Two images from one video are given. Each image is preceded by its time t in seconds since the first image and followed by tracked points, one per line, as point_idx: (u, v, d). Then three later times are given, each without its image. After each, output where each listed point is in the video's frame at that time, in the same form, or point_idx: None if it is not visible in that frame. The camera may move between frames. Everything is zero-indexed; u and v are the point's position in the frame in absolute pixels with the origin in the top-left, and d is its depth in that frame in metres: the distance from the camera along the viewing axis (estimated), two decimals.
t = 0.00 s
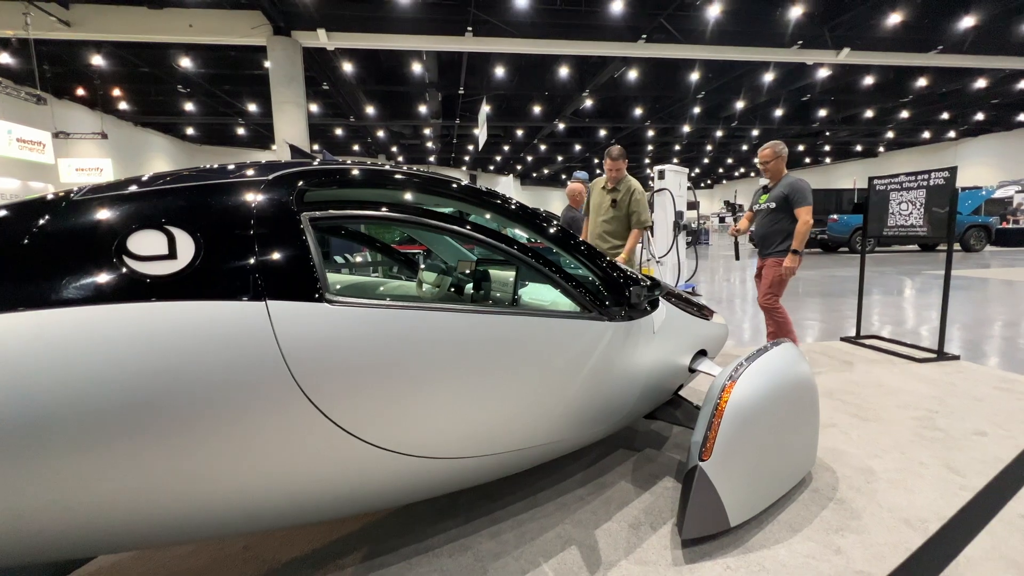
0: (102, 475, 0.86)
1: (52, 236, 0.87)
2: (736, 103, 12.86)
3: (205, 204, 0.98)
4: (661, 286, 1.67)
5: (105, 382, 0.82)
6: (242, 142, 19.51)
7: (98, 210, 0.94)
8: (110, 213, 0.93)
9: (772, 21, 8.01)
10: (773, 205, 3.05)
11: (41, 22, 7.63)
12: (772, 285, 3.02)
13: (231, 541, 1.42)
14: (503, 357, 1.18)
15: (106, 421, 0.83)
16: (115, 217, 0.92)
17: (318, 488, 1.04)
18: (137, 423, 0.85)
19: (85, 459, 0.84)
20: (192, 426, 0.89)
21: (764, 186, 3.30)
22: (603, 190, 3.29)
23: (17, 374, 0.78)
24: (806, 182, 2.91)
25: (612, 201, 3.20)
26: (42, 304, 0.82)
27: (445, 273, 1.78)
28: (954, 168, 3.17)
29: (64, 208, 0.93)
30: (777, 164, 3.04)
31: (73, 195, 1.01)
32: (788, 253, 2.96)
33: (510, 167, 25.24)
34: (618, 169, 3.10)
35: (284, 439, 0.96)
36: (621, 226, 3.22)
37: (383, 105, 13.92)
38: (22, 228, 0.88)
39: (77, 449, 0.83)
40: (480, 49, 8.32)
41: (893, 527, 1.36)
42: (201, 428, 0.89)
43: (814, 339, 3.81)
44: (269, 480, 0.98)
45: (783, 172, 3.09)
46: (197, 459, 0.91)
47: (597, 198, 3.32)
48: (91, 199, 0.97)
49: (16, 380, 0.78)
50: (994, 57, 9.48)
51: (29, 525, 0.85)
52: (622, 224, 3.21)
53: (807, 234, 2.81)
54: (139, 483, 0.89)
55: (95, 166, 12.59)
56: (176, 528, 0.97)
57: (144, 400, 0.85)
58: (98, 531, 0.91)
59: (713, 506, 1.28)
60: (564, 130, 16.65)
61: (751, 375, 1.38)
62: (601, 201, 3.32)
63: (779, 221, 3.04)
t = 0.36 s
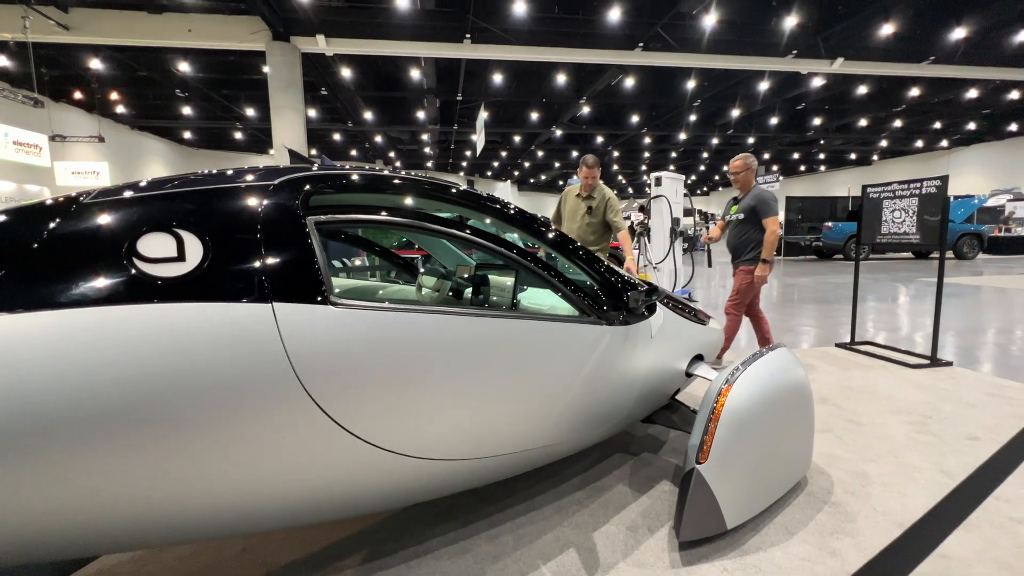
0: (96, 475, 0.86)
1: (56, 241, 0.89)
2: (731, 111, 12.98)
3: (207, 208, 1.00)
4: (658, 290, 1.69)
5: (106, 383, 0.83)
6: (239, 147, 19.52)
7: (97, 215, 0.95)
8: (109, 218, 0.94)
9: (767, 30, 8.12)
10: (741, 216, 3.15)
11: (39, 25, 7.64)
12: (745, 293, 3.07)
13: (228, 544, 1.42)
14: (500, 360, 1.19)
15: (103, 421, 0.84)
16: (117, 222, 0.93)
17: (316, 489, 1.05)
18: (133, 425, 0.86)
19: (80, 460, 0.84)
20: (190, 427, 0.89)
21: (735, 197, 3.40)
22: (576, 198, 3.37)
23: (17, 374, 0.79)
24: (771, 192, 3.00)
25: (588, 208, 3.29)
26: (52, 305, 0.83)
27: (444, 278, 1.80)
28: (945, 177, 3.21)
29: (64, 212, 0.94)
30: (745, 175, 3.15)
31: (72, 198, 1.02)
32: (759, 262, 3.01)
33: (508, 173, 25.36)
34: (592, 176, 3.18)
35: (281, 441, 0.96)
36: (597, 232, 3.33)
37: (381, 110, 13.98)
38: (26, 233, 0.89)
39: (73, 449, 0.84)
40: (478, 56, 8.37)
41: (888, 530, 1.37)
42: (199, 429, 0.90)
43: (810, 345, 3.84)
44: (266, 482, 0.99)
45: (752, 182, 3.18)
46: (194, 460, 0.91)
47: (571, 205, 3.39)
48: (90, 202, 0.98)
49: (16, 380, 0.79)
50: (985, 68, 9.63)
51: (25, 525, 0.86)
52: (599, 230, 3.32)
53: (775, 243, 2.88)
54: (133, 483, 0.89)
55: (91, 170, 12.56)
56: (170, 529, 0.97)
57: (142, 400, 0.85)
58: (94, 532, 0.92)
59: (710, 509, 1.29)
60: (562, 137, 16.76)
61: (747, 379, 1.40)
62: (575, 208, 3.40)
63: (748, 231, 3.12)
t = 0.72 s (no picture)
0: (95, 476, 0.88)
1: (75, 248, 0.92)
2: (728, 119, 13.11)
3: (221, 212, 1.03)
4: (659, 295, 1.71)
5: (117, 384, 0.85)
6: (238, 151, 19.57)
7: (104, 222, 0.97)
8: (115, 224, 0.97)
9: (764, 40, 8.22)
10: (714, 222, 3.32)
11: (39, 29, 7.68)
12: (717, 296, 3.25)
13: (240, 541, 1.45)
14: (502, 362, 1.21)
15: (102, 422, 0.85)
16: (131, 228, 0.96)
17: (321, 488, 1.06)
18: (134, 425, 0.87)
19: (79, 460, 0.86)
20: (195, 428, 0.91)
21: (707, 204, 3.58)
22: (570, 204, 3.41)
23: (24, 375, 0.81)
24: (742, 201, 3.18)
25: (585, 214, 3.34)
26: (77, 306, 0.86)
27: (447, 282, 1.84)
28: (939, 185, 3.28)
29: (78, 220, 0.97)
30: (718, 184, 3.30)
31: (76, 207, 1.04)
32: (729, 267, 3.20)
33: (506, 178, 25.49)
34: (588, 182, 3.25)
35: (285, 441, 0.98)
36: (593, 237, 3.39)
37: (380, 116, 14.06)
38: (45, 240, 0.92)
39: (73, 450, 0.85)
40: (477, 62, 8.44)
41: (884, 531, 1.40)
42: (205, 429, 0.92)
43: (806, 350, 3.88)
44: (268, 482, 1.00)
45: (724, 191, 3.34)
46: (195, 460, 0.93)
47: (566, 211, 3.42)
48: (100, 211, 1.01)
49: (22, 383, 0.81)
50: (978, 77, 9.77)
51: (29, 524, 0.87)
52: (595, 234, 3.40)
53: (742, 249, 3.05)
54: (134, 484, 0.90)
55: (89, 173, 12.57)
56: (173, 527, 0.98)
57: (148, 401, 0.87)
58: (104, 528, 0.93)
59: (711, 509, 1.32)
60: (559, 143, 16.88)
61: (746, 382, 1.43)
62: (568, 214, 3.43)
63: (720, 237, 3.30)
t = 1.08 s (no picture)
0: (95, 474, 0.89)
1: (92, 253, 0.93)
2: (726, 124, 13.22)
3: (235, 213, 1.06)
4: (662, 297, 1.75)
5: (130, 383, 0.88)
6: (237, 155, 19.63)
7: (109, 228, 0.99)
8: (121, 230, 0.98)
9: (761, 46, 8.30)
10: (702, 226, 3.38)
11: (40, 33, 7.75)
12: (705, 298, 3.31)
13: (257, 535, 1.50)
14: (512, 361, 1.24)
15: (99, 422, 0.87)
16: (150, 232, 0.98)
17: (329, 484, 1.09)
18: (134, 425, 0.89)
19: (79, 460, 0.88)
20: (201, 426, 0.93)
21: (688, 210, 3.66)
22: (570, 207, 3.43)
23: (34, 374, 0.83)
24: (728, 206, 3.29)
25: (586, 218, 3.40)
26: (107, 305, 0.89)
27: (453, 284, 1.87)
28: (935, 191, 3.34)
29: (89, 225, 0.99)
30: (703, 189, 3.39)
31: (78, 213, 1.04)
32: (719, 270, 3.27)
33: (505, 182, 25.62)
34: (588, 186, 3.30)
35: (288, 438, 1.00)
36: (592, 240, 3.48)
37: (380, 119, 14.13)
38: (60, 246, 0.94)
39: (71, 451, 0.87)
40: (477, 67, 8.50)
41: (881, 529, 1.43)
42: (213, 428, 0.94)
43: (804, 353, 3.92)
44: (271, 479, 1.02)
45: (707, 197, 3.45)
46: (196, 459, 0.95)
47: (566, 214, 3.44)
48: (109, 216, 1.02)
49: (29, 384, 0.83)
50: (973, 84, 9.87)
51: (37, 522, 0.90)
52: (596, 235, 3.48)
53: (733, 251, 3.12)
54: (136, 481, 0.92)
55: (88, 176, 12.59)
56: (176, 523, 1.00)
57: (154, 399, 0.89)
58: (129, 519, 0.96)
59: (713, 506, 1.35)
60: (558, 147, 16.98)
61: (747, 382, 1.47)
62: (568, 217, 3.46)
63: (708, 241, 3.36)
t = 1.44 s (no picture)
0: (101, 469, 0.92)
1: (108, 257, 0.96)
2: (725, 127, 13.29)
3: (251, 215, 1.09)
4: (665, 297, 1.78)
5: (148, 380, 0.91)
6: (238, 157, 19.71)
7: (121, 234, 1.01)
8: (137, 235, 1.01)
9: (760, 50, 8.36)
10: (692, 229, 3.43)
11: (44, 37, 7.83)
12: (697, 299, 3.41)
13: (274, 528, 1.54)
14: (522, 358, 1.28)
15: (105, 417, 0.89)
16: (175, 234, 1.02)
17: (338, 478, 1.11)
18: (140, 420, 0.92)
19: (81, 455, 0.90)
20: (214, 420, 0.96)
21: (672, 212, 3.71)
22: (558, 212, 3.47)
23: (51, 372, 0.86)
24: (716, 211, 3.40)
25: (575, 222, 3.45)
26: (140, 303, 0.93)
27: (460, 284, 1.91)
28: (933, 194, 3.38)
29: (107, 230, 1.02)
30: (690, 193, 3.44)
31: (90, 219, 1.06)
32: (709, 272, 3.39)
33: (505, 184, 25.70)
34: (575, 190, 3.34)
35: (298, 433, 1.02)
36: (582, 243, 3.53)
37: (380, 122, 14.21)
38: (76, 253, 0.96)
39: (78, 445, 0.89)
40: (478, 70, 8.57)
41: (881, 524, 1.47)
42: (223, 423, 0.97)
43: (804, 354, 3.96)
44: (280, 472, 1.05)
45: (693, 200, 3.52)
46: (201, 453, 0.97)
47: (554, 219, 3.48)
48: (121, 221, 1.05)
49: (42, 382, 0.85)
50: (971, 87, 9.93)
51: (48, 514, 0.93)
52: (586, 237, 3.54)
53: (725, 254, 3.29)
54: (141, 476, 0.95)
55: (90, 179, 12.64)
56: (184, 516, 1.03)
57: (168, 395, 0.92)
58: (153, 509, 1.00)
59: (717, 500, 1.38)
60: (558, 150, 17.06)
61: (750, 380, 1.51)
62: (557, 222, 3.50)
63: (697, 244, 3.43)
